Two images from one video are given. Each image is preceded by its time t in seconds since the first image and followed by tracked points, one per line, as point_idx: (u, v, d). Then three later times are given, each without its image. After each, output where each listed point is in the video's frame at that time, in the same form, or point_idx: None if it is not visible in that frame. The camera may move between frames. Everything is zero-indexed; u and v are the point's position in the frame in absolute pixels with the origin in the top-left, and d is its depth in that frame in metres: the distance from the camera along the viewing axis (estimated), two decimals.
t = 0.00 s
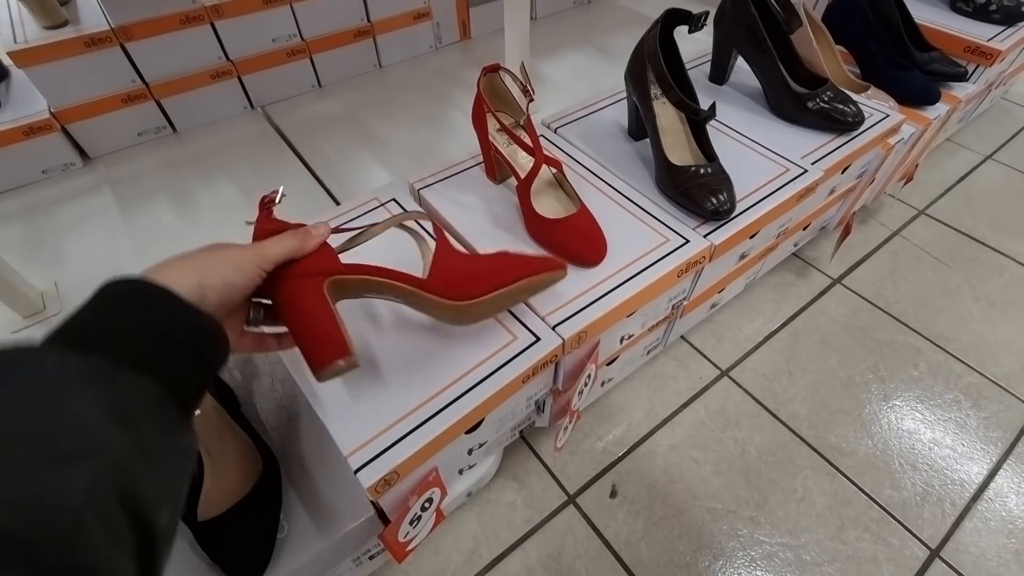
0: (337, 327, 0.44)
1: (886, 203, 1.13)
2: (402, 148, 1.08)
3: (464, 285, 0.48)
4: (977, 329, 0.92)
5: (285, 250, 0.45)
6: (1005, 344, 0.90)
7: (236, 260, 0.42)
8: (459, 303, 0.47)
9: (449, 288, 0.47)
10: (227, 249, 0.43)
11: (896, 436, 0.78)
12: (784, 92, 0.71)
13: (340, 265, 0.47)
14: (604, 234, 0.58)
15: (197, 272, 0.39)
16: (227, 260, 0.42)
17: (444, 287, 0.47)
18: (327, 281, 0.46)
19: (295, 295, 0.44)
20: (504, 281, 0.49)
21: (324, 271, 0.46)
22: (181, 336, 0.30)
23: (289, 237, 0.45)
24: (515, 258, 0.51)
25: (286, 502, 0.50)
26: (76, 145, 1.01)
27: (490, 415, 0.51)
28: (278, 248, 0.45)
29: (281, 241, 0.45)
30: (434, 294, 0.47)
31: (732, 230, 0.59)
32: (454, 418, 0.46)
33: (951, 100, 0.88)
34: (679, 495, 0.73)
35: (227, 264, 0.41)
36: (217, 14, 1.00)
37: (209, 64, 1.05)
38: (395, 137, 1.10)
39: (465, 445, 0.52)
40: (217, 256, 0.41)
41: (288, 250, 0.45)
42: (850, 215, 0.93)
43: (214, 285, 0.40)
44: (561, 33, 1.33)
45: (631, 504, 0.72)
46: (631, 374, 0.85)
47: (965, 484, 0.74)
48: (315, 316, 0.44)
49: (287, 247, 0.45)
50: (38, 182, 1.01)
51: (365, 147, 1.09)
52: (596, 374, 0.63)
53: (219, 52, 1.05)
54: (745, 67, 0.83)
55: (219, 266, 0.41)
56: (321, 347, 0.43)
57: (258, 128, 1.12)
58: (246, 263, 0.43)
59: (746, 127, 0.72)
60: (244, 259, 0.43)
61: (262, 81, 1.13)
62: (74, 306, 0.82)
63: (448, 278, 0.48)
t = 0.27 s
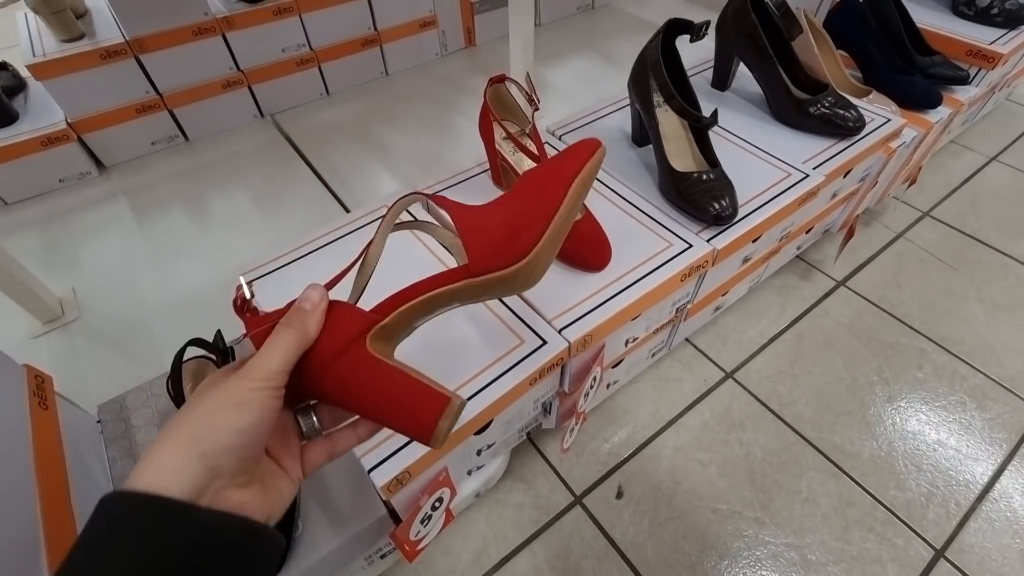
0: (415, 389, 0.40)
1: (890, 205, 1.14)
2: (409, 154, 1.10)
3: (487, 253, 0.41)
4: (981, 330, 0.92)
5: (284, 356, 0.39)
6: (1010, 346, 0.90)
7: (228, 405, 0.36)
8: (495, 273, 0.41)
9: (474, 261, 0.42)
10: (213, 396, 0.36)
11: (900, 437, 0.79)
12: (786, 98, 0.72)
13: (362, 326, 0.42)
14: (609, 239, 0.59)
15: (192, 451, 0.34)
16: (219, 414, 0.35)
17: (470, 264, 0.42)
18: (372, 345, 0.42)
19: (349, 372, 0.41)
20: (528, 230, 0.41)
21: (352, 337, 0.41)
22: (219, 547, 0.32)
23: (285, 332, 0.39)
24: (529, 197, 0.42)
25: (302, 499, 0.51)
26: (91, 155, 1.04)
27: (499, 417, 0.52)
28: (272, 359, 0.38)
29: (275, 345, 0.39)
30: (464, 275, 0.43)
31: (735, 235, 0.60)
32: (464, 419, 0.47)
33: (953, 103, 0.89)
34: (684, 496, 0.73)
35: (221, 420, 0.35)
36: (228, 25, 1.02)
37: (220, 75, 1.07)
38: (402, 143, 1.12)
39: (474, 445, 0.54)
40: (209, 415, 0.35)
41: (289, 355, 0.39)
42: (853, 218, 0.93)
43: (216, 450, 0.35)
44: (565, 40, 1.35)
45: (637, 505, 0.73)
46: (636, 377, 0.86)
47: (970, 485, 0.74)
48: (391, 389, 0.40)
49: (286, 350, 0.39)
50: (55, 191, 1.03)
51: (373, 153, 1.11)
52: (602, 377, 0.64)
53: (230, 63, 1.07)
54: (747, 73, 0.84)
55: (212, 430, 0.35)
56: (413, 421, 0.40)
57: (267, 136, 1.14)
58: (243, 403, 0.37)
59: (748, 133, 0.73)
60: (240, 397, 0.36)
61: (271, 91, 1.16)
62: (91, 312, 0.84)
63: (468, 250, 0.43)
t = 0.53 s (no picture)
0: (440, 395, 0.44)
1: (896, 229, 1.16)
2: (430, 152, 1.13)
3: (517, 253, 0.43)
4: (979, 355, 0.94)
5: (273, 378, 0.38)
6: (1006, 371, 0.92)
7: (211, 434, 0.36)
8: (526, 274, 0.43)
9: (503, 263, 0.43)
10: (198, 424, 0.36)
11: (892, 452, 0.81)
12: (798, 118, 0.75)
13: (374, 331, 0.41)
14: (621, 240, 0.62)
15: (171, 488, 0.34)
16: (203, 444, 0.35)
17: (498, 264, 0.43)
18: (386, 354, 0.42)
19: (359, 379, 0.42)
20: (566, 227, 0.44)
21: (362, 344, 0.41)
22: None
23: (280, 348, 0.38)
24: (562, 198, 0.45)
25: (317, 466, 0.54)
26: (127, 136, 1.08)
27: (508, 399, 0.55)
28: (259, 380, 0.37)
29: (264, 364, 0.37)
30: (489, 277, 0.43)
31: (741, 243, 0.63)
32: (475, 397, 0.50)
33: (961, 132, 0.92)
34: (679, 494, 0.76)
35: (202, 452, 0.35)
36: (266, 20, 1.06)
37: (255, 66, 1.12)
38: (424, 142, 1.16)
39: (482, 425, 0.56)
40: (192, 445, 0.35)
41: (281, 378, 0.38)
42: (858, 238, 0.96)
43: (199, 485, 0.35)
44: (587, 51, 1.39)
45: (633, 500, 0.75)
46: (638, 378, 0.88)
47: (958, 501, 0.76)
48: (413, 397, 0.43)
49: (275, 372, 0.38)
50: (91, 168, 1.07)
51: (396, 150, 1.15)
52: (606, 372, 0.67)
53: (265, 56, 1.11)
54: (763, 92, 0.87)
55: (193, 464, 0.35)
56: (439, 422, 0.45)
57: (295, 127, 1.19)
58: (229, 432, 0.36)
59: (760, 148, 0.76)
60: (225, 427, 0.36)
61: (302, 84, 1.20)
62: (120, 284, 0.87)
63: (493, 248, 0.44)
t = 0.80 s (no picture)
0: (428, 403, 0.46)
1: (905, 244, 1.17)
2: (447, 160, 1.17)
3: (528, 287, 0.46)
4: (986, 369, 0.94)
5: (261, 407, 0.36)
6: (1014, 386, 0.92)
7: (189, 464, 0.34)
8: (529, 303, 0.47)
9: (511, 297, 0.46)
10: (176, 451, 0.34)
11: (896, 462, 0.81)
12: (804, 131, 0.78)
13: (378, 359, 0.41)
14: (628, 245, 0.65)
15: (141, 521, 0.32)
16: (180, 475, 0.34)
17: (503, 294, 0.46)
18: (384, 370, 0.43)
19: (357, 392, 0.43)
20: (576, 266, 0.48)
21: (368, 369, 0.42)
22: None
23: (271, 377, 0.36)
24: (580, 236, 0.48)
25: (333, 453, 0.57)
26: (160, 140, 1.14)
27: (515, 394, 0.58)
28: (245, 410, 0.36)
29: (251, 392, 0.36)
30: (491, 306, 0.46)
31: (745, 250, 0.65)
32: (485, 389, 0.53)
33: (968, 148, 0.93)
34: (682, 497, 0.77)
35: (179, 483, 0.34)
36: (295, 32, 1.12)
37: (282, 76, 1.17)
38: (441, 150, 1.20)
39: (491, 418, 0.59)
40: (169, 474, 0.34)
41: (267, 407, 0.36)
42: (865, 251, 0.97)
43: (173, 519, 0.34)
44: (601, 65, 1.43)
45: (637, 501, 0.77)
46: (645, 383, 0.90)
47: (962, 513, 0.76)
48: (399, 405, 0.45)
49: (262, 401, 0.36)
50: (125, 170, 1.13)
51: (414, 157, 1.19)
52: (612, 373, 0.69)
53: (292, 67, 1.17)
54: (771, 107, 0.90)
55: (168, 496, 0.33)
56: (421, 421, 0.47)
57: (318, 135, 1.23)
58: (208, 463, 0.35)
59: (767, 160, 0.78)
60: (204, 458, 0.35)
61: (326, 94, 1.25)
62: (150, 279, 0.92)
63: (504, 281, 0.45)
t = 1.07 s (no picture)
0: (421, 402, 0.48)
1: (909, 246, 1.17)
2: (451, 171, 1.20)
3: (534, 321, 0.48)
4: (994, 370, 0.94)
5: (263, 427, 0.37)
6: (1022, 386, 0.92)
7: (189, 485, 0.35)
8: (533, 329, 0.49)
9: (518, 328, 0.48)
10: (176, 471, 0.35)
11: (904, 464, 0.81)
12: (801, 136, 0.79)
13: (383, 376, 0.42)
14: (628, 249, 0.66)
15: (140, 544, 0.33)
16: (180, 497, 0.34)
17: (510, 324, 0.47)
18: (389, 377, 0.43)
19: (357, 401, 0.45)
20: (584, 300, 0.50)
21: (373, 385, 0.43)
22: None
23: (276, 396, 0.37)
24: (590, 273, 0.49)
25: (342, 456, 0.58)
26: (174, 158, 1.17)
27: (519, 395, 0.59)
28: (247, 432, 0.36)
29: (254, 413, 0.36)
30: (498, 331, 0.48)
31: (744, 253, 0.66)
32: (488, 391, 0.54)
33: (967, 150, 0.94)
34: (688, 500, 0.78)
35: (179, 505, 0.34)
36: (303, 52, 1.15)
37: (291, 94, 1.20)
38: (446, 162, 1.22)
39: (496, 420, 0.60)
40: (171, 496, 0.34)
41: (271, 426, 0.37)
42: (867, 253, 0.98)
43: (172, 541, 0.34)
44: (602, 77, 1.45)
45: (642, 504, 0.77)
46: (649, 387, 0.91)
47: (972, 514, 0.76)
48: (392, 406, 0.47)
49: (264, 422, 0.37)
50: (141, 187, 1.16)
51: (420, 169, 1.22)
52: (615, 375, 0.70)
53: (301, 84, 1.20)
54: (768, 113, 0.92)
55: (167, 519, 0.34)
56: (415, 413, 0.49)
57: (326, 149, 1.27)
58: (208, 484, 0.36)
59: (764, 165, 0.80)
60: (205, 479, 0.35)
61: (334, 110, 1.29)
62: (164, 292, 0.94)
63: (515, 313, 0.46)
